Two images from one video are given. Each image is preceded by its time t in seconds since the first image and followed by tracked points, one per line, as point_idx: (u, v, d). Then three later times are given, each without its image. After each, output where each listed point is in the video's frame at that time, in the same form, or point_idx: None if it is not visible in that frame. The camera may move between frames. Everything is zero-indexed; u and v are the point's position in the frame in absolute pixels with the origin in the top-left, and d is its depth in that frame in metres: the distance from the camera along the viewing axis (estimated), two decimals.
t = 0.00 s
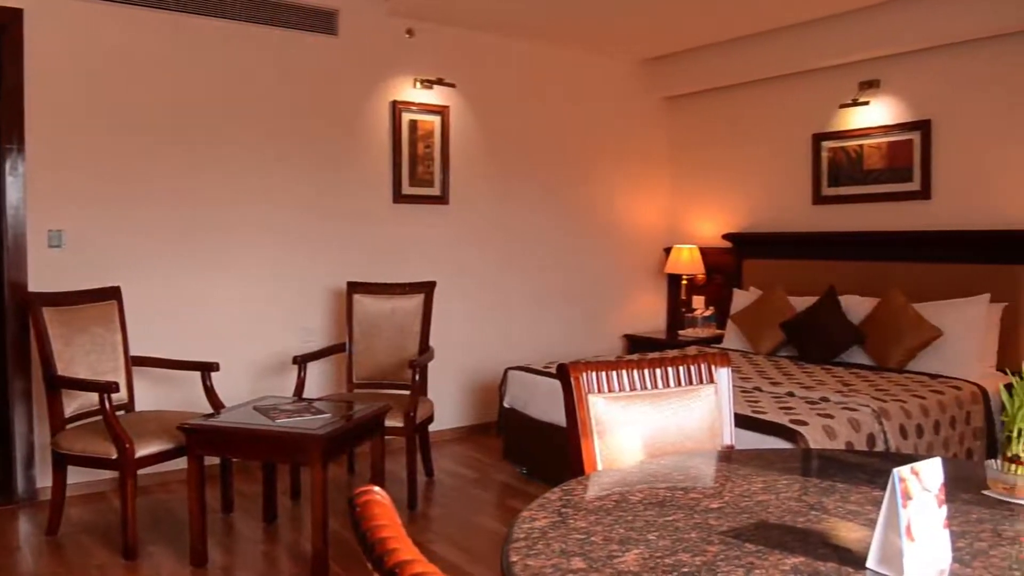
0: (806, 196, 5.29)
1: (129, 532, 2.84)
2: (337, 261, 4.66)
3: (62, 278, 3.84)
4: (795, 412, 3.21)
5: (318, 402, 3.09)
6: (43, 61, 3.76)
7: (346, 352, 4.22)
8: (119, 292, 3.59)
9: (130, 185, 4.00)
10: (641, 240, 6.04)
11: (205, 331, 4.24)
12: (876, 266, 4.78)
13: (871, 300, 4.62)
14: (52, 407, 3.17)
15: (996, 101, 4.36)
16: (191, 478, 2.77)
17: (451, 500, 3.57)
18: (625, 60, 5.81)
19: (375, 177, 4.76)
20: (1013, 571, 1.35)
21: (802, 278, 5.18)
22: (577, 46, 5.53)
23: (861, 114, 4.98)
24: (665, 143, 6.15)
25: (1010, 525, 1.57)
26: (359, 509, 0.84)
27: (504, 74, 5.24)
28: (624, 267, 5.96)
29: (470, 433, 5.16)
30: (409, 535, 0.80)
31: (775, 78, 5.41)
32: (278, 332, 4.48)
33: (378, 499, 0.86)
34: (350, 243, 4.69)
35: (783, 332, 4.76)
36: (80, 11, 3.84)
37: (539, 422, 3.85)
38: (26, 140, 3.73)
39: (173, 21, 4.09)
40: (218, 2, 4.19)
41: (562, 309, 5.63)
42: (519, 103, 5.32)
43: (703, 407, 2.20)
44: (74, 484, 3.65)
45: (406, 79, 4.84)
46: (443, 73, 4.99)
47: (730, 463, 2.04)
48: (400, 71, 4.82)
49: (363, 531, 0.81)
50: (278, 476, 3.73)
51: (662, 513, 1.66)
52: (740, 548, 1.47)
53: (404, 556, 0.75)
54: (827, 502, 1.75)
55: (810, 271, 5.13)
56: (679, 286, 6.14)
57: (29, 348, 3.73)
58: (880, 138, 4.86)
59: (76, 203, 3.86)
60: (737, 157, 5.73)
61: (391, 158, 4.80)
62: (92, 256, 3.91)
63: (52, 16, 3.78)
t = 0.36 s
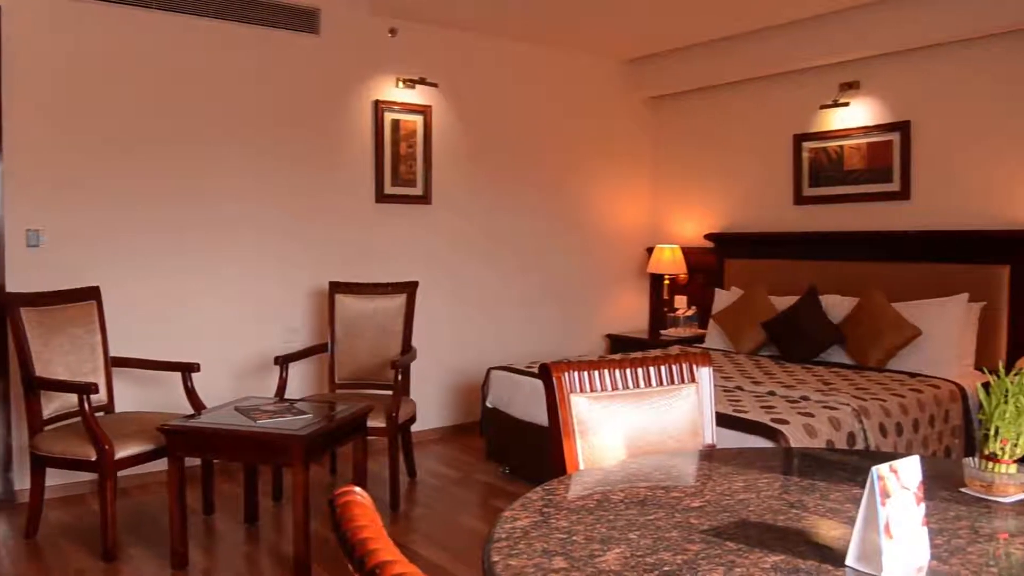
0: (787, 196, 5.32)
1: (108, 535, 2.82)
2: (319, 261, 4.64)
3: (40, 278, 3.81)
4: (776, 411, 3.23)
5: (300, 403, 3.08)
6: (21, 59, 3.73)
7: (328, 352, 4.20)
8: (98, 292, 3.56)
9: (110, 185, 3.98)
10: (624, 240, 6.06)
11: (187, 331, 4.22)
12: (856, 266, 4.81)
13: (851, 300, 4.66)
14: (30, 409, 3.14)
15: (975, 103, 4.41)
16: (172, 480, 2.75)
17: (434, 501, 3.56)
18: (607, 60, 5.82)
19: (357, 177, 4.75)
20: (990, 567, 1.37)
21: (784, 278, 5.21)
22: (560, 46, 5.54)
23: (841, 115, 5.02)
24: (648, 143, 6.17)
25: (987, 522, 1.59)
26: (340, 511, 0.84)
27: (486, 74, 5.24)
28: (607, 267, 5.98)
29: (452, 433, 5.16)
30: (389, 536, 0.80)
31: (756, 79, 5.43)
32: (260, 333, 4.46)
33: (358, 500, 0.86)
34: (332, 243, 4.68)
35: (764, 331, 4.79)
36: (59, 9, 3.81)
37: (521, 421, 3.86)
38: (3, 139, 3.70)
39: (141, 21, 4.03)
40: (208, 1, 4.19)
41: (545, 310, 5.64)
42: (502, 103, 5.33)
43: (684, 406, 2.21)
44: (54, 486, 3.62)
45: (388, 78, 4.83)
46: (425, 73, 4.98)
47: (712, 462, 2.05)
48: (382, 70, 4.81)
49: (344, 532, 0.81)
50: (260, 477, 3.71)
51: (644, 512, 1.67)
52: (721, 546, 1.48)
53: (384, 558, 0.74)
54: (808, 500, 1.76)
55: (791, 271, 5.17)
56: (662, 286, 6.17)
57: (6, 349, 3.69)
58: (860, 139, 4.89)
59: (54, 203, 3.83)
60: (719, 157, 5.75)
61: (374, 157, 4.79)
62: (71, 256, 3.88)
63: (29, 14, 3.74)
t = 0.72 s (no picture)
0: (764, 196, 5.36)
1: (83, 537, 2.79)
2: (298, 261, 4.62)
3: (13, 278, 3.77)
4: (753, 410, 3.25)
5: (277, 404, 3.06)
6: None
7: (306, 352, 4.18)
8: (72, 293, 3.52)
9: (84, 183, 3.93)
10: (603, 239, 6.09)
11: (164, 332, 4.19)
12: (832, 266, 4.86)
13: (827, 300, 4.70)
14: (3, 411, 3.10)
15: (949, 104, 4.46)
16: (148, 482, 2.73)
17: (413, 501, 3.56)
18: (587, 60, 5.83)
19: (335, 177, 4.73)
20: (963, 562, 1.38)
21: (762, 277, 5.25)
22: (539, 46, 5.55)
23: (817, 116, 5.06)
24: (627, 143, 6.19)
25: (960, 518, 1.61)
26: (315, 511, 0.84)
27: (466, 74, 5.24)
28: (586, 267, 6.00)
29: (430, 434, 5.16)
30: (365, 536, 0.80)
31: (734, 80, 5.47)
32: (238, 333, 4.43)
33: (334, 500, 0.86)
34: (310, 242, 4.66)
35: (741, 331, 4.82)
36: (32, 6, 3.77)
37: (499, 421, 3.86)
38: None
39: (133, 21, 4.04)
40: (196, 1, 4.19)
41: (525, 309, 5.65)
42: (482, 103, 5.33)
43: (662, 405, 2.22)
44: (28, 489, 3.58)
45: (367, 78, 4.82)
46: (404, 72, 4.97)
47: (689, 461, 2.06)
48: (360, 70, 4.79)
49: (319, 532, 0.81)
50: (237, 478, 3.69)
51: (621, 511, 1.67)
52: (698, 545, 1.48)
53: (359, 559, 0.74)
54: (784, 498, 1.78)
55: (769, 271, 5.21)
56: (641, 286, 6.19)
57: None
58: (836, 140, 4.94)
59: (27, 202, 3.79)
60: (697, 157, 5.78)
61: (352, 157, 4.77)
62: (44, 255, 3.84)
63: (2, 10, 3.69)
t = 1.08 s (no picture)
0: (742, 197, 5.39)
1: (58, 540, 2.76)
2: (277, 261, 4.60)
3: None
4: (732, 409, 3.27)
5: (256, 405, 3.04)
6: None
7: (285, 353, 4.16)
8: (48, 293, 3.48)
9: (60, 182, 3.89)
10: (582, 239, 6.10)
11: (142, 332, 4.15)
12: (810, 266, 4.90)
13: (805, 300, 4.73)
14: None
15: (926, 106, 4.51)
16: (125, 484, 2.70)
17: (392, 501, 3.55)
18: (567, 59, 5.85)
19: (314, 176, 4.71)
20: (938, 559, 1.40)
21: (740, 277, 5.28)
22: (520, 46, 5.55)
23: (795, 117, 5.09)
24: (607, 143, 6.21)
25: (935, 515, 1.62)
26: (293, 513, 0.84)
27: (445, 74, 5.23)
28: (566, 267, 6.01)
29: (410, 434, 5.15)
30: (343, 537, 0.80)
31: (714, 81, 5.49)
32: (216, 333, 4.40)
33: (312, 501, 0.86)
34: (289, 243, 4.64)
35: (719, 331, 4.85)
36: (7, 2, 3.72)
37: (479, 421, 3.86)
38: None
39: (127, 21, 4.05)
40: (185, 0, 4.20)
41: (505, 309, 5.66)
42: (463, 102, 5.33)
43: (641, 404, 2.23)
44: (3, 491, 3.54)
45: (346, 77, 4.80)
46: (384, 71, 4.96)
47: (668, 460, 2.07)
48: (339, 69, 4.77)
49: (297, 533, 0.80)
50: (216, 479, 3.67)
51: (601, 510, 1.68)
52: (677, 544, 1.49)
53: (337, 559, 0.74)
54: (762, 497, 1.79)
55: (747, 271, 5.24)
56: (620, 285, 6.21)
57: None
58: (814, 140, 4.97)
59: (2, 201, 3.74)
60: (676, 158, 5.80)
61: (331, 156, 4.76)
62: (19, 255, 3.80)
63: None
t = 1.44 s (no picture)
0: (723, 197, 5.42)
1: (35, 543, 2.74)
2: (257, 261, 4.58)
3: None
4: (712, 408, 3.29)
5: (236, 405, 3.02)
6: None
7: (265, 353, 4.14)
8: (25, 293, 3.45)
9: (37, 181, 3.86)
10: (563, 238, 6.12)
11: (121, 333, 4.12)
12: (789, 266, 4.94)
13: (785, 299, 4.77)
14: None
15: (904, 107, 4.55)
16: (103, 486, 2.68)
17: (373, 502, 3.54)
18: (549, 59, 5.85)
19: (294, 176, 4.69)
20: (914, 556, 1.41)
21: (721, 277, 5.31)
22: (502, 46, 5.55)
23: (775, 117, 5.12)
24: (589, 143, 6.22)
25: (912, 512, 1.64)
26: (271, 514, 0.84)
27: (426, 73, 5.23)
28: (547, 267, 6.02)
29: (391, 434, 5.14)
30: (322, 538, 0.80)
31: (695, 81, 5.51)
32: (196, 334, 4.38)
33: (290, 503, 0.86)
34: (270, 243, 4.61)
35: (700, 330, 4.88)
36: None
37: (460, 421, 3.86)
38: None
39: (115, 21, 4.04)
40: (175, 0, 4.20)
41: (486, 309, 5.66)
42: (444, 102, 5.33)
43: (621, 404, 2.24)
44: None
45: (327, 76, 4.78)
46: (365, 71, 4.94)
47: (648, 459, 2.08)
48: (320, 68, 4.75)
49: (276, 534, 0.80)
50: (195, 480, 3.65)
51: (581, 509, 1.68)
52: (656, 542, 1.50)
53: (315, 560, 0.73)
54: (741, 495, 1.80)
55: (728, 270, 5.27)
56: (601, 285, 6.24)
57: None
58: (793, 141, 5.01)
59: None
60: (657, 158, 5.82)
61: (312, 156, 4.74)
62: None
63: None
